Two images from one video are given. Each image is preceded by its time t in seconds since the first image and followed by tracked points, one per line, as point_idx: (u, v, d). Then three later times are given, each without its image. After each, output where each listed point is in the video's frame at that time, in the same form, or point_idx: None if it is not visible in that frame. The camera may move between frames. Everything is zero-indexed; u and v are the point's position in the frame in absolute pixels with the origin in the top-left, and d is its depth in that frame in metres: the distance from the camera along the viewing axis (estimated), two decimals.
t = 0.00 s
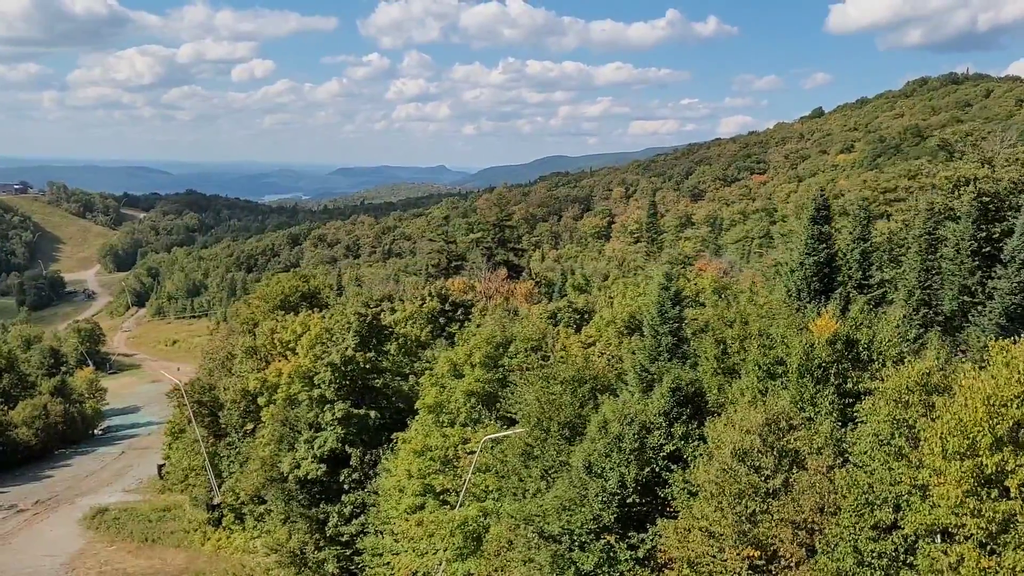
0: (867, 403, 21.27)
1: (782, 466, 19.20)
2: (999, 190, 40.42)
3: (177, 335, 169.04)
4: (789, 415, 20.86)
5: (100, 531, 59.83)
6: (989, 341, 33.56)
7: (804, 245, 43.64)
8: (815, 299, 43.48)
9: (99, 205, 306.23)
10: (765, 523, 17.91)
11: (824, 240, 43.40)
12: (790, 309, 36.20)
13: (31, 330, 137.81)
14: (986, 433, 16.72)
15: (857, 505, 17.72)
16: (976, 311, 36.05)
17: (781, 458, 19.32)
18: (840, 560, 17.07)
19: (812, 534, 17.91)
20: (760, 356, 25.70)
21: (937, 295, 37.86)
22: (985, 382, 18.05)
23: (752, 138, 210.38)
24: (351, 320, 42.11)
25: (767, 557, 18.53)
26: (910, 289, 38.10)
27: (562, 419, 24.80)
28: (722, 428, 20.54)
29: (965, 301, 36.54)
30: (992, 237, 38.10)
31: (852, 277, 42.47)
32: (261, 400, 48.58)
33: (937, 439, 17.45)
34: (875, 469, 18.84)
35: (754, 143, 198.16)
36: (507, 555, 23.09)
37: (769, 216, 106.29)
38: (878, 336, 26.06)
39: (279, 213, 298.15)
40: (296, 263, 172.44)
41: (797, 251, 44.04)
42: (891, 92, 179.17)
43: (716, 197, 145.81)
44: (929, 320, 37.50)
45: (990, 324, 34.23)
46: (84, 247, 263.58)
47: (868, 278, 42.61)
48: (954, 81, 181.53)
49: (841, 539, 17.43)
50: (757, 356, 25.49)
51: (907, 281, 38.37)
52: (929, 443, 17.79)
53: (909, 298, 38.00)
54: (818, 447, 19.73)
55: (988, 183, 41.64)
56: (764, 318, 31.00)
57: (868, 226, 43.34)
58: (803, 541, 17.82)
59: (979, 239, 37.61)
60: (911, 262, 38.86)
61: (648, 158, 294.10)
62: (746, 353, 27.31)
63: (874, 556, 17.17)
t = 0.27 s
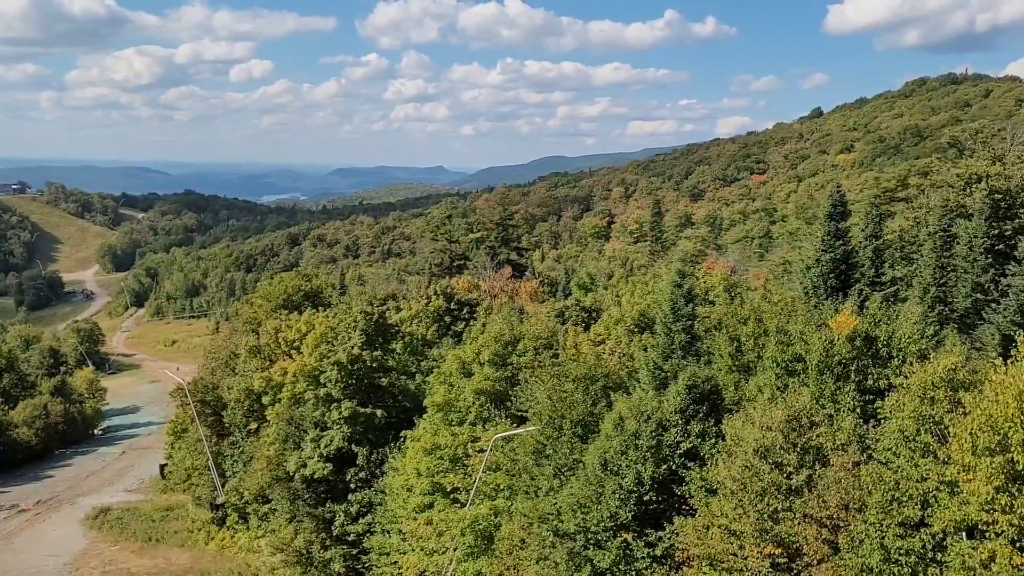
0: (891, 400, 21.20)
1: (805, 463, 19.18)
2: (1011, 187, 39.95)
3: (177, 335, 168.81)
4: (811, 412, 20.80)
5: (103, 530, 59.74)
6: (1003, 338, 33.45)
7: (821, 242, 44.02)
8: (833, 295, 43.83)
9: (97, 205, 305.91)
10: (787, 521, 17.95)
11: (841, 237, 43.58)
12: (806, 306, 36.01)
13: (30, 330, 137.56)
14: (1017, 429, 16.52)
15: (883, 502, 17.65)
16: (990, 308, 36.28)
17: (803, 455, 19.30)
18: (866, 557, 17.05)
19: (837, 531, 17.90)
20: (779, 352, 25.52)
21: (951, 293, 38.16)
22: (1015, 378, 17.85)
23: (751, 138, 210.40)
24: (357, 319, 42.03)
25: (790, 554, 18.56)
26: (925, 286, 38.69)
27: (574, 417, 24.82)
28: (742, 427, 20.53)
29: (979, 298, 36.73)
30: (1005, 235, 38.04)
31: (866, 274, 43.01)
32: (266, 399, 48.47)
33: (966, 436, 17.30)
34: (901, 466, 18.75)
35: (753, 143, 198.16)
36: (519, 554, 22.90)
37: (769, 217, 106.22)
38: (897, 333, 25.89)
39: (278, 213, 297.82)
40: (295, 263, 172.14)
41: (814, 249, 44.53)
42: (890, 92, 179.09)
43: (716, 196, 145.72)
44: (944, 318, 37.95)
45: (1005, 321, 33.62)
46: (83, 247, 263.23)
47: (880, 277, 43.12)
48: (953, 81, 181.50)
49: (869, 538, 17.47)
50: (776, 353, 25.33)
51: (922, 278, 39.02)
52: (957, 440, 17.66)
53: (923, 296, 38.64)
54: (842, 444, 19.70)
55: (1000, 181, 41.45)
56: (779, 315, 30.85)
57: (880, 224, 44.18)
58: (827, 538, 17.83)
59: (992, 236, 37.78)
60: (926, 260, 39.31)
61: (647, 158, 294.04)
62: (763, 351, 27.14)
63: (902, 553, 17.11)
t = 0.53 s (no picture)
0: (916, 398, 21.16)
1: (828, 461, 19.16)
2: None
3: (176, 336, 168.50)
4: (833, 409, 20.79)
5: (106, 531, 59.56)
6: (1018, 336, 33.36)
7: (838, 239, 43.66)
8: (850, 293, 43.46)
9: (95, 205, 305.22)
10: (810, 519, 17.98)
11: (857, 235, 43.28)
12: (822, 303, 35.69)
13: (29, 330, 137.25)
14: None
15: (911, 499, 17.64)
16: (1004, 307, 36.30)
17: (825, 453, 19.27)
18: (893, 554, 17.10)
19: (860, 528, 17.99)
20: (798, 349, 25.35)
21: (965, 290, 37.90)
22: None
23: (750, 138, 210.52)
24: (363, 318, 41.99)
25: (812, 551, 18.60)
26: (940, 284, 38.46)
27: (586, 415, 24.79)
28: (763, 425, 20.48)
29: (992, 296, 36.75)
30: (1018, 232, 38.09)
31: (879, 271, 42.71)
32: (271, 399, 48.34)
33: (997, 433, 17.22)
34: (926, 463, 18.74)
35: (752, 144, 198.31)
36: (531, 553, 22.86)
37: (769, 217, 106.18)
38: (917, 329, 25.78)
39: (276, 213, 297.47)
40: (294, 263, 171.93)
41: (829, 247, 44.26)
42: (889, 92, 179.29)
43: (716, 197, 145.66)
44: (959, 314, 37.73)
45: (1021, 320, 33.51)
46: (81, 248, 262.66)
47: (894, 274, 42.84)
48: (952, 82, 181.76)
49: (898, 539, 17.47)
50: (795, 351, 25.15)
51: (936, 276, 38.74)
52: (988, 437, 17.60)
53: (938, 294, 38.39)
54: (866, 441, 19.68)
55: (1010, 178, 41.46)
56: (793, 312, 30.65)
57: (892, 221, 44.03)
58: (849, 535, 17.91)
59: (1004, 233, 37.78)
60: (941, 257, 39.10)
61: (645, 158, 294.12)
62: (781, 349, 26.98)
63: (929, 551, 17.11)
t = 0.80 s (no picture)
0: (943, 395, 21.08)
1: (851, 458, 19.08)
2: None
3: (176, 335, 168.24)
4: (858, 405, 20.76)
5: (109, 529, 59.41)
6: None
7: (856, 236, 43.16)
8: (869, 289, 42.70)
9: (94, 204, 304.87)
10: (833, 517, 17.90)
11: (877, 231, 42.85)
12: (841, 300, 35.34)
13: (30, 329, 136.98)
14: None
15: (939, 496, 17.60)
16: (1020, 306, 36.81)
17: (849, 450, 19.18)
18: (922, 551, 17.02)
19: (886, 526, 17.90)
20: (819, 346, 25.09)
21: (982, 287, 37.84)
22: None
23: (750, 138, 210.38)
24: (371, 316, 41.92)
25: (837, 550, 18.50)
26: (957, 280, 38.17)
27: (600, 413, 24.73)
28: (784, 422, 20.47)
29: (1008, 293, 37.26)
30: None
31: (898, 269, 42.23)
32: (277, 397, 48.21)
33: None
34: (954, 459, 18.67)
35: (752, 144, 198.44)
36: (545, 551, 22.74)
37: (770, 217, 106.27)
38: (939, 326, 25.64)
39: (275, 213, 297.21)
40: (294, 263, 171.81)
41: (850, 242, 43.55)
42: (888, 93, 179.40)
43: (716, 197, 145.61)
44: (976, 311, 37.61)
45: None
46: (80, 247, 262.40)
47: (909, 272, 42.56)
48: (951, 82, 181.89)
49: (928, 536, 17.36)
50: (815, 347, 24.92)
51: (954, 272, 38.36)
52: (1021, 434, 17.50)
53: (955, 290, 38.07)
54: (890, 439, 19.62)
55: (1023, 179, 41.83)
56: (810, 309, 30.39)
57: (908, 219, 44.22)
58: (873, 532, 17.87)
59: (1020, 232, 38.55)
60: (959, 254, 38.66)
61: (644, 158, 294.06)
62: (801, 347, 26.75)
63: (959, 549, 16.99)
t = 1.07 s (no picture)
0: (974, 392, 20.99)
1: (878, 456, 18.97)
2: None
3: (176, 335, 168.07)
4: (883, 403, 20.63)
5: (113, 529, 59.23)
6: None
7: (876, 232, 43.16)
8: (889, 287, 42.67)
9: (93, 204, 304.61)
10: (860, 516, 17.78)
11: (897, 228, 42.88)
12: (860, 298, 35.26)
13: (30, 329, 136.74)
14: None
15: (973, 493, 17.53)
16: None
17: (875, 448, 19.06)
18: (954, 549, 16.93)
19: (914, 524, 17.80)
20: (839, 343, 24.88)
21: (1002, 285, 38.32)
22: None
23: (750, 139, 210.42)
24: (379, 314, 41.83)
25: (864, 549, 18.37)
26: (976, 279, 38.80)
27: (615, 411, 24.60)
28: (807, 420, 20.33)
29: None
30: None
31: (919, 267, 42.26)
32: (283, 396, 48.06)
33: None
34: (984, 457, 18.57)
35: (752, 145, 198.54)
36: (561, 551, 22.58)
37: (771, 218, 106.32)
38: (962, 323, 25.54)
39: (275, 213, 297.08)
40: (295, 263, 171.72)
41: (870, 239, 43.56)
42: (888, 94, 179.51)
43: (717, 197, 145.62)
44: (995, 308, 38.07)
45: None
46: (79, 247, 262.10)
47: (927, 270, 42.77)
48: (951, 83, 182.06)
49: (959, 535, 17.27)
50: (836, 344, 24.69)
51: (973, 271, 39.02)
52: None
53: (975, 288, 38.64)
54: (916, 436, 19.48)
55: None
56: (826, 307, 30.23)
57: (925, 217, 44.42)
58: (900, 531, 17.79)
59: None
60: (977, 253, 39.37)
61: (643, 158, 294.13)
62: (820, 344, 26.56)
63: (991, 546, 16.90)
